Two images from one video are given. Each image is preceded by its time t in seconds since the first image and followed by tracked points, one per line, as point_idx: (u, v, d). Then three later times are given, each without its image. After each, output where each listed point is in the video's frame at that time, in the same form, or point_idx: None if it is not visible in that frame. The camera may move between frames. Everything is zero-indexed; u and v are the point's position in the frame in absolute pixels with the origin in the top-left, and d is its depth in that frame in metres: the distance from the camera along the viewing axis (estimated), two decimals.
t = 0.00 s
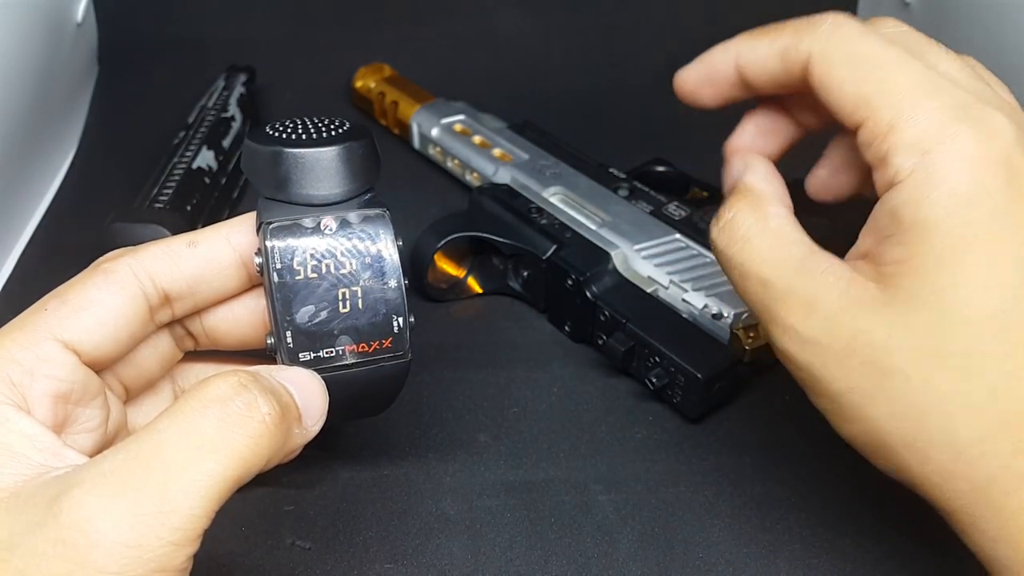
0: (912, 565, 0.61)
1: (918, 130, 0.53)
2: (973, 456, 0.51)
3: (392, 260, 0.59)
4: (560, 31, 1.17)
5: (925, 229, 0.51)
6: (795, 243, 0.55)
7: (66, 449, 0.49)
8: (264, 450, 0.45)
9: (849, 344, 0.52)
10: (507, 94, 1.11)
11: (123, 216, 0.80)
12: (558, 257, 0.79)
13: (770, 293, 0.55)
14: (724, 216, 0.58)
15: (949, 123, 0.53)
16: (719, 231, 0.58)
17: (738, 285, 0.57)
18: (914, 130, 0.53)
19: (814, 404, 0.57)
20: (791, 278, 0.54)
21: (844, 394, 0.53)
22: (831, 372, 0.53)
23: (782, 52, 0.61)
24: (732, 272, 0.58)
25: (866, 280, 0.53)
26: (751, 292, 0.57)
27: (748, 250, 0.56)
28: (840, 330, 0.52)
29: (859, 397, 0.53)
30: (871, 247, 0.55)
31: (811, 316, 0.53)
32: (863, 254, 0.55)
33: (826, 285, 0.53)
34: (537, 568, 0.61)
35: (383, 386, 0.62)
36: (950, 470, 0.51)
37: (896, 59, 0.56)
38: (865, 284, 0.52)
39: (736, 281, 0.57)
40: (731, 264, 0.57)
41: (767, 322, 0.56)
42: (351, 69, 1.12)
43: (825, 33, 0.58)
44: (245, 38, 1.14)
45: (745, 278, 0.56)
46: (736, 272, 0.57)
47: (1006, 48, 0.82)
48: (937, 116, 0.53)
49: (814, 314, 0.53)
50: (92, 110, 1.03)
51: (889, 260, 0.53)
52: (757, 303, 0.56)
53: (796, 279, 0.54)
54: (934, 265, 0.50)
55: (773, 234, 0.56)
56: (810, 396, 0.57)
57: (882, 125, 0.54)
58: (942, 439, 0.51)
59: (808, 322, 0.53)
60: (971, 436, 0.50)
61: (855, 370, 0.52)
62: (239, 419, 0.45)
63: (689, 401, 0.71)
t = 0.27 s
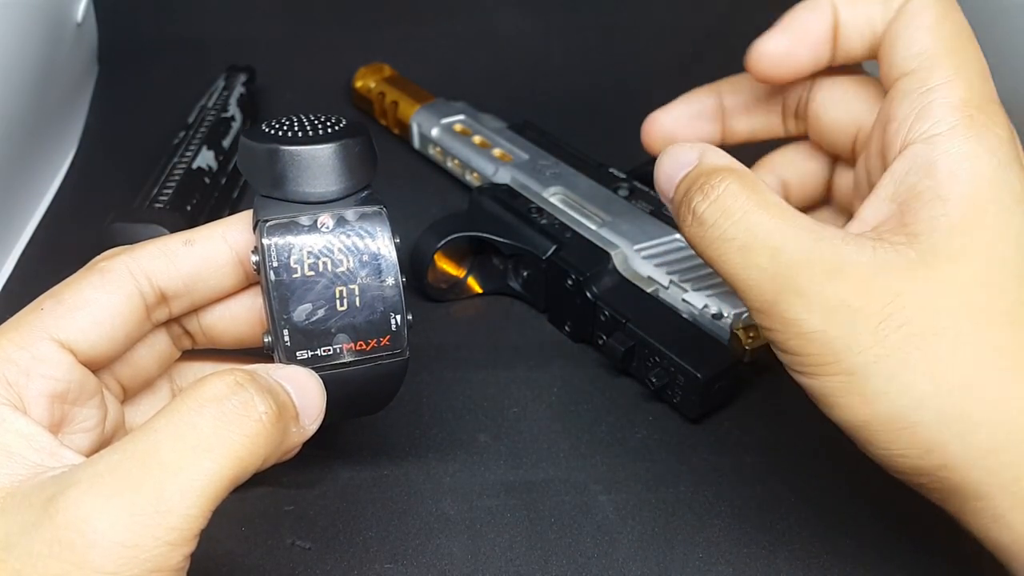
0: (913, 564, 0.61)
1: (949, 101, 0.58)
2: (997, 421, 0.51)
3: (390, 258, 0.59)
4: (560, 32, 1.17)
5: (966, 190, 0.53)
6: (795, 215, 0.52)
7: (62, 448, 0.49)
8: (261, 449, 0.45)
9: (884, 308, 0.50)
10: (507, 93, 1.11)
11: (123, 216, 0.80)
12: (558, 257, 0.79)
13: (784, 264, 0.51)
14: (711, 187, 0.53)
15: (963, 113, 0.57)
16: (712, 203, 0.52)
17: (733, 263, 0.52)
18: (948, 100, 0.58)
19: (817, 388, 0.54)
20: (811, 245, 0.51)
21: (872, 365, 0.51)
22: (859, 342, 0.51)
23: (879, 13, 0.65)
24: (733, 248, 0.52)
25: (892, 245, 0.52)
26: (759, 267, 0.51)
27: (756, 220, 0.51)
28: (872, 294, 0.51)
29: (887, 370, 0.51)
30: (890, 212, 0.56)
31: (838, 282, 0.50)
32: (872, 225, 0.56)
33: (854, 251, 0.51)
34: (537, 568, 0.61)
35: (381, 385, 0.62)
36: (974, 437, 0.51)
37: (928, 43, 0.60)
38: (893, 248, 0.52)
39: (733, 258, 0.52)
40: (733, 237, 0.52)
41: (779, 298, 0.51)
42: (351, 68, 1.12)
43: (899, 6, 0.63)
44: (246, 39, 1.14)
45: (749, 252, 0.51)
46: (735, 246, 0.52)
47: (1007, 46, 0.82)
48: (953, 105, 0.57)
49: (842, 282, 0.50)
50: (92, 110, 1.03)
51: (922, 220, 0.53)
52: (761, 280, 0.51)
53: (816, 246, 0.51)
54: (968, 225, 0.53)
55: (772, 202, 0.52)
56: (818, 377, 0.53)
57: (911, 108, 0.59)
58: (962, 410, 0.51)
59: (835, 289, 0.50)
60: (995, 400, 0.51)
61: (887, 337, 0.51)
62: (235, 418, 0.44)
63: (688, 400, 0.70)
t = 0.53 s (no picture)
0: (913, 565, 0.61)
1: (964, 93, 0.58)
2: None
3: (393, 260, 0.59)
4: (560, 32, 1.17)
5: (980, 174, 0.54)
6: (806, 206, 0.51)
7: (63, 449, 0.49)
8: (261, 452, 0.45)
9: (906, 290, 0.50)
10: (507, 93, 1.11)
11: (123, 216, 0.80)
12: (558, 257, 0.79)
13: (801, 246, 0.50)
14: (718, 172, 0.52)
15: (973, 106, 0.57)
16: (722, 187, 0.51)
17: (746, 248, 0.51)
18: (961, 91, 0.58)
19: (835, 379, 0.52)
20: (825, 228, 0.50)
21: (896, 349, 0.49)
22: (880, 325, 0.49)
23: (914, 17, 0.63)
24: (745, 234, 0.51)
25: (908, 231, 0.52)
26: (775, 252, 0.50)
27: (769, 204, 0.50)
28: (893, 275, 0.50)
29: (912, 353, 0.49)
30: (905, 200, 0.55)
31: (857, 264, 0.50)
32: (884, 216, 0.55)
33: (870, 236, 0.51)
34: (537, 569, 0.61)
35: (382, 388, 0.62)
36: (1008, 421, 0.49)
37: (949, 41, 0.60)
38: (909, 233, 0.52)
39: (746, 242, 0.51)
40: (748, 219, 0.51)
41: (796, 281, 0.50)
42: (351, 68, 1.12)
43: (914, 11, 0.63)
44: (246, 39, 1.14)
45: (764, 236, 0.50)
46: (748, 230, 0.51)
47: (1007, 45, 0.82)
48: (965, 98, 0.57)
49: (861, 265, 0.50)
50: (92, 110, 1.03)
51: (938, 205, 0.53)
52: (778, 265, 0.50)
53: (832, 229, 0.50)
54: (984, 208, 0.53)
55: (781, 191, 0.51)
56: (837, 369, 0.51)
57: (924, 98, 0.58)
58: (991, 395, 0.49)
59: (854, 271, 0.50)
60: None
61: (910, 318, 0.49)
62: (236, 420, 0.44)
63: (689, 400, 0.70)
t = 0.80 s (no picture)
0: (913, 565, 0.61)
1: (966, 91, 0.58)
2: None
3: (393, 261, 0.59)
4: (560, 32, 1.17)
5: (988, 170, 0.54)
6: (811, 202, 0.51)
7: (60, 450, 0.49)
8: (259, 455, 0.45)
9: (918, 284, 0.49)
10: (507, 93, 1.11)
11: (123, 217, 0.80)
12: (557, 256, 0.79)
13: (811, 241, 0.49)
14: (722, 167, 0.52)
15: (976, 104, 0.57)
16: (727, 181, 0.51)
17: (750, 243, 0.50)
18: (965, 89, 0.58)
19: (845, 375, 0.51)
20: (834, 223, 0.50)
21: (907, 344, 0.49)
22: (892, 319, 0.49)
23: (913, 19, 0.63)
24: (753, 229, 0.50)
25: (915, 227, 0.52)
26: (783, 248, 0.50)
27: (777, 198, 0.50)
28: (903, 269, 0.50)
29: (923, 349, 0.49)
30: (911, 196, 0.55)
31: (867, 258, 0.49)
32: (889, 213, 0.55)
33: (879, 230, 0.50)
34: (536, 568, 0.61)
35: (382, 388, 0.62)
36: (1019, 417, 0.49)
37: (949, 41, 0.61)
38: (916, 228, 0.51)
39: (752, 237, 0.50)
40: (755, 213, 0.50)
41: (805, 276, 0.49)
42: (351, 68, 1.12)
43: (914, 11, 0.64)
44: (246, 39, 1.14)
45: (771, 230, 0.50)
46: (755, 224, 0.50)
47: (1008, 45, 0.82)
48: (967, 95, 0.57)
49: (869, 260, 0.49)
50: (92, 110, 1.03)
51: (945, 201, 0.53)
52: (785, 259, 0.50)
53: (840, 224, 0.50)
54: (992, 203, 0.53)
55: (785, 187, 0.51)
56: (847, 366, 0.51)
57: (924, 96, 0.59)
58: (1003, 391, 0.49)
59: (865, 265, 0.49)
60: None
61: (921, 313, 0.49)
62: (234, 423, 0.44)
63: (689, 400, 0.70)
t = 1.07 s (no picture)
0: (912, 564, 0.62)
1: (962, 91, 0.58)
2: None
3: (394, 263, 0.60)
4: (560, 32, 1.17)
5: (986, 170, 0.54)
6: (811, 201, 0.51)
7: (62, 450, 0.49)
8: (260, 457, 0.45)
9: (917, 284, 0.50)
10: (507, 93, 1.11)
11: (123, 217, 0.80)
12: (558, 257, 0.79)
13: (810, 241, 0.49)
14: (721, 167, 0.52)
15: (975, 104, 0.57)
16: (726, 181, 0.51)
17: (751, 242, 0.50)
18: (962, 89, 0.58)
19: (845, 374, 0.51)
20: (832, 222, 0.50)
21: (908, 344, 0.49)
22: (891, 319, 0.49)
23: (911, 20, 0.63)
24: (751, 227, 0.50)
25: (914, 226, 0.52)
26: (783, 247, 0.50)
27: (775, 197, 0.50)
28: (902, 269, 0.50)
29: (924, 348, 0.49)
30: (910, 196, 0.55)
31: (865, 257, 0.49)
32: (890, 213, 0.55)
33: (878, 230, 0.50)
34: (536, 568, 0.61)
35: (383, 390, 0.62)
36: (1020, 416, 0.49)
37: (948, 42, 0.61)
38: (915, 228, 0.52)
39: (752, 236, 0.50)
40: (754, 212, 0.50)
41: (804, 275, 0.49)
42: (351, 68, 1.12)
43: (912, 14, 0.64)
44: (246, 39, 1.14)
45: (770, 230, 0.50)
46: (755, 223, 0.50)
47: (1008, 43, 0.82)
48: (966, 96, 0.58)
49: (870, 258, 0.49)
50: (92, 110, 1.03)
51: (943, 200, 0.53)
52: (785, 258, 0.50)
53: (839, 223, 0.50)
54: (991, 203, 0.53)
55: (786, 186, 0.51)
56: (846, 366, 0.51)
57: (924, 96, 0.59)
58: (1003, 391, 0.49)
59: (864, 265, 0.49)
60: None
61: (921, 312, 0.49)
62: (236, 425, 0.44)
63: (689, 401, 0.70)
